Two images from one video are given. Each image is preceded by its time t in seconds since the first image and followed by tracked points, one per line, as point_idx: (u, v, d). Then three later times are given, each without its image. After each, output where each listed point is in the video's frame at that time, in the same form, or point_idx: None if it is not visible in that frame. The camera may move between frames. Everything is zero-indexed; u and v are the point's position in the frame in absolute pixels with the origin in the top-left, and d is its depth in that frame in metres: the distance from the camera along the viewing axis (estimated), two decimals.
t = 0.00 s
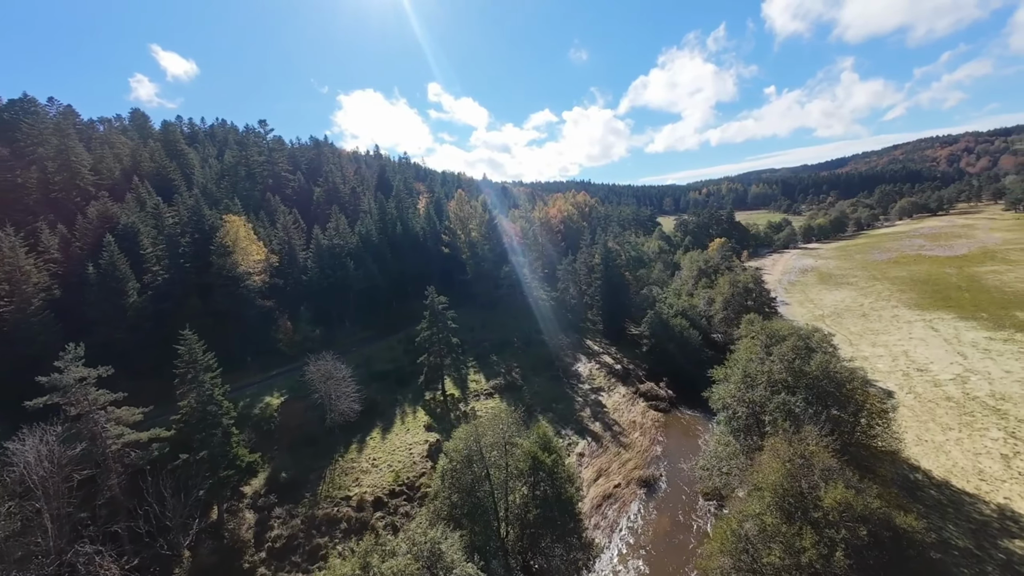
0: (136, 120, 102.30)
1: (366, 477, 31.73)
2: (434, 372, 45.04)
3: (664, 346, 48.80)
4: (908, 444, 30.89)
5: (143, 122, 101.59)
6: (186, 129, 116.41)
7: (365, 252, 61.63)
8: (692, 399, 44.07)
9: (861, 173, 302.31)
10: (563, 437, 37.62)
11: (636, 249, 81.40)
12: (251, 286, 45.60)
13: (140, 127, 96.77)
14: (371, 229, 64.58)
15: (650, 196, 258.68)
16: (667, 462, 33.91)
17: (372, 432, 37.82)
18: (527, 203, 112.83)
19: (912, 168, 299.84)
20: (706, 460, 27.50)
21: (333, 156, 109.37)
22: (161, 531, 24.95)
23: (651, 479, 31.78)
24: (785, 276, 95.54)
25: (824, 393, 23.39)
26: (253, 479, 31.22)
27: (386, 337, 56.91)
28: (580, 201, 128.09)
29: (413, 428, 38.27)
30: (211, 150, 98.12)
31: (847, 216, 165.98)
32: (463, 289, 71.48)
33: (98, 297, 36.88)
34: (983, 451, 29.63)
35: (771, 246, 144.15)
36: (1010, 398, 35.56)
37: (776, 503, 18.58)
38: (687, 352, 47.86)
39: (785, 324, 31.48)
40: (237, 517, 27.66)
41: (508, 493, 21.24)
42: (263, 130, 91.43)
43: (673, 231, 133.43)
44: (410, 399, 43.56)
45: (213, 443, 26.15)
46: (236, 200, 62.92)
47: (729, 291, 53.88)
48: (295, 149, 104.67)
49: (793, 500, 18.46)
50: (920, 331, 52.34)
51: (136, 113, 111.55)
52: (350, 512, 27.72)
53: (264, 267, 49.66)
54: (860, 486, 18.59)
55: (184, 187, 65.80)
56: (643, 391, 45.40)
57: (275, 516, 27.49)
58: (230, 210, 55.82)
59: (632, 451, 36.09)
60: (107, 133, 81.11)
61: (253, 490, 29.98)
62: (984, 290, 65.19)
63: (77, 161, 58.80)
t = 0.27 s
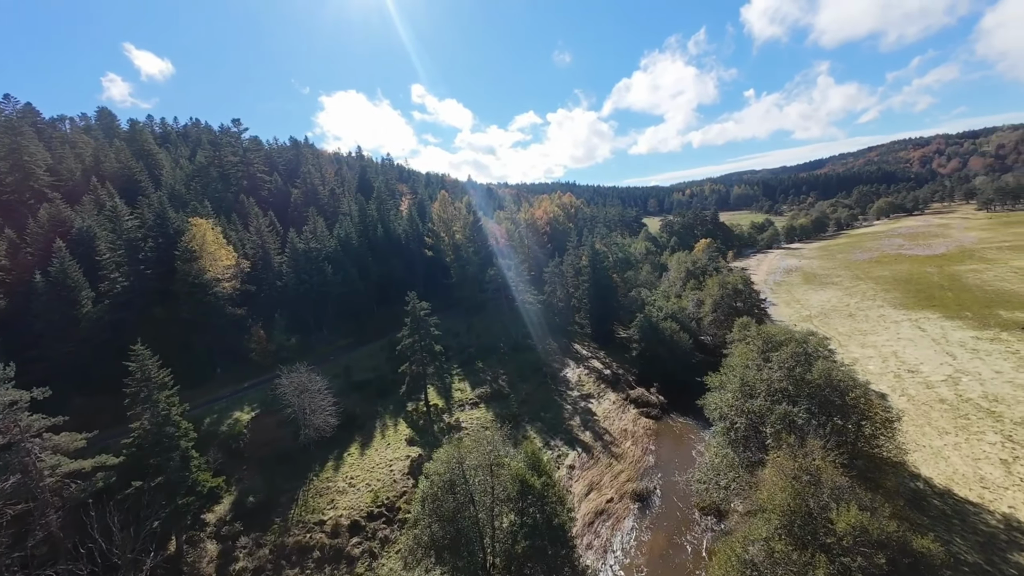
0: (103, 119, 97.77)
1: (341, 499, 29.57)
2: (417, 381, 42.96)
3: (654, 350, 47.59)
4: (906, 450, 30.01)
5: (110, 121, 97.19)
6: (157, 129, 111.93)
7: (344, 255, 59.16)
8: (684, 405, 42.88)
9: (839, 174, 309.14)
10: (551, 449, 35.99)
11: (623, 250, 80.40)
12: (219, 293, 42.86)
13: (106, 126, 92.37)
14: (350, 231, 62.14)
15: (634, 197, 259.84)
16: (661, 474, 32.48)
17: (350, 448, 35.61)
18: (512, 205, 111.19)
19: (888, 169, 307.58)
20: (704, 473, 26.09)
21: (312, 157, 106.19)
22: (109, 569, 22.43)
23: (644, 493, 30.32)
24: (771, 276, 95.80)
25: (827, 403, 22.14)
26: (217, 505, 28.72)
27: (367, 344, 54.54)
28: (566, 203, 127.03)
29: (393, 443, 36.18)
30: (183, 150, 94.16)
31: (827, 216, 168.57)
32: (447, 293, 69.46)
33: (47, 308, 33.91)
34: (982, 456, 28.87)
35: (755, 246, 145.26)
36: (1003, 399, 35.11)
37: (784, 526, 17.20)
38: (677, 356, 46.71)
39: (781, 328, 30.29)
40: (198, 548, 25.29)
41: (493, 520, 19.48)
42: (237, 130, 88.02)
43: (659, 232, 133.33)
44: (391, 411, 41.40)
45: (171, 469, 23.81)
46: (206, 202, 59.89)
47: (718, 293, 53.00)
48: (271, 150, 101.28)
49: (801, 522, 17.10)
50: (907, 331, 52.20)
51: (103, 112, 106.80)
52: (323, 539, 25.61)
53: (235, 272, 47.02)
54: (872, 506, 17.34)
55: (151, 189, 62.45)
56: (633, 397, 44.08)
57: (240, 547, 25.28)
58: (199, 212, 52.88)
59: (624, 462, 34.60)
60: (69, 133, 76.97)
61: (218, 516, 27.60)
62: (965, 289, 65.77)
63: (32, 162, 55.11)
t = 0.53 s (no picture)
0: (64, 119, 92.93)
1: (314, 525, 27.37)
2: (397, 393, 40.82)
3: (643, 355, 46.39)
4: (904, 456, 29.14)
5: (73, 121, 92.52)
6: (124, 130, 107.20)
7: (320, 260, 56.55)
8: (675, 410, 41.70)
9: (815, 175, 316.33)
10: (541, 462, 34.29)
11: (609, 252, 79.36)
12: (182, 302, 40.01)
13: (67, 126, 87.71)
14: (327, 235, 59.59)
15: (618, 198, 260.88)
16: (654, 486, 31.06)
17: (325, 467, 33.33)
18: (496, 207, 109.55)
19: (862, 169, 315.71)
20: (700, 488, 24.73)
21: (288, 158, 102.74)
22: None
23: (638, 508, 28.82)
24: (755, 276, 96.20)
25: (831, 413, 20.90)
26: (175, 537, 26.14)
27: (345, 354, 52.10)
28: (550, 204, 125.90)
29: (372, 460, 33.98)
30: (150, 151, 89.93)
31: (807, 216, 171.37)
32: (430, 298, 67.43)
33: None
34: (981, 460, 28.16)
35: (737, 246, 146.55)
36: (995, 399, 34.72)
37: (795, 554, 15.89)
38: (667, 360, 45.62)
39: (777, 332, 29.11)
40: None
41: (478, 551, 17.88)
42: (207, 130, 84.34)
43: (644, 232, 133.30)
44: (370, 424, 39.13)
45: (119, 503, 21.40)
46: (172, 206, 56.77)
47: (707, 295, 52.16)
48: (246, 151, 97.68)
49: (813, 550, 15.78)
50: (893, 331, 52.12)
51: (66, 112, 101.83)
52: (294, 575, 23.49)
53: (202, 279, 44.16)
54: (887, 530, 16.07)
55: (113, 192, 58.95)
56: (624, 404, 42.75)
57: None
58: (163, 216, 49.81)
59: (616, 474, 33.11)
60: (24, 133, 72.57)
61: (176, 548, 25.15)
62: (946, 287, 66.45)
63: None
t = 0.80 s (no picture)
0: (20, 119, 87.83)
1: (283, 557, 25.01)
2: (376, 406, 38.59)
3: (632, 360, 45.13)
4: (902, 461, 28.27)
5: (30, 122, 87.49)
6: (87, 131, 102.12)
7: (294, 266, 53.87)
8: (666, 417, 40.47)
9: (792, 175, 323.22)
10: (529, 477, 32.54)
11: (594, 254, 78.23)
12: (140, 314, 37.11)
13: (22, 127, 82.76)
14: (302, 239, 56.92)
15: (601, 200, 261.41)
16: (648, 500, 29.58)
17: (297, 490, 30.96)
18: (480, 209, 107.76)
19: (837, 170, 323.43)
20: (697, 504, 23.32)
21: (262, 160, 99.04)
22: None
23: (632, 524, 27.31)
24: (739, 276, 96.35)
25: (836, 424, 19.69)
26: None
27: (322, 365, 49.50)
28: (533, 206, 124.62)
29: (349, 480, 31.73)
30: (113, 153, 85.39)
31: (786, 216, 173.96)
32: (412, 303, 65.21)
33: None
34: (979, 464, 27.43)
35: (720, 246, 147.60)
36: (986, 399, 34.31)
37: None
38: (656, 365, 44.44)
39: (773, 336, 27.97)
40: None
41: None
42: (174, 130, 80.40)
43: (628, 234, 133.03)
44: (346, 440, 36.81)
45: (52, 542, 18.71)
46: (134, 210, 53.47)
47: (694, 297, 51.25)
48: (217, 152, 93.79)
49: None
50: (879, 330, 52.01)
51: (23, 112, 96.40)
52: None
53: (164, 288, 41.22)
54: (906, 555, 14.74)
55: (68, 195, 55.23)
56: (613, 411, 41.33)
57: None
58: (122, 221, 46.61)
59: (607, 487, 31.58)
60: None
61: None
62: (926, 285, 67.09)
63: None
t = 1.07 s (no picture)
0: None
1: None
2: (353, 420, 36.28)
3: (621, 365, 43.79)
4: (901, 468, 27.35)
5: None
6: (45, 133, 96.84)
7: (265, 273, 51.08)
8: (657, 424, 39.11)
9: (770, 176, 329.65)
10: (516, 494, 30.74)
11: (579, 256, 77.04)
12: (92, 328, 34.03)
13: None
14: (274, 244, 54.13)
15: (584, 202, 261.73)
16: (643, 516, 28.02)
17: (266, 517, 28.50)
18: (462, 211, 105.79)
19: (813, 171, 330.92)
20: (699, 526, 21.88)
21: (235, 162, 95.30)
22: None
23: (626, 544, 25.72)
24: (723, 276, 96.47)
25: (845, 438, 18.42)
26: None
27: (297, 377, 46.89)
28: (517, 208, 123.20)
29: (323, 504, 29.40)
30: (72, 155, 80.71)
31: (766, 216, 176.42)
32: (392, 309, 62.87)
33: None
34: (978, 469, 26.68)
35: (703, 247, 148.54)
36: (977, 399, 33.84)
37: None
38: (645, 370, 43.20)
39: (769, 341, 26.80)
40: None
41: None
42: (138, 130, 76.34)
43: (612, 235, 132.66)
44: (321, 459, 34.40)
45: None
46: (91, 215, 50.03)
47: (682, 299, 50.34)
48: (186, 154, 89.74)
49: None
50: (865, 330, 51.84)
51: None
52: None
53: (120, 300, 38.22)
54: None
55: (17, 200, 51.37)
56: (603, 420, 39.84)
57: None
58: (75, 227, 43.31)
59: (599, 502, 29.97)
60: None
61: None
62: (906, 283, 67.74)
63: None
